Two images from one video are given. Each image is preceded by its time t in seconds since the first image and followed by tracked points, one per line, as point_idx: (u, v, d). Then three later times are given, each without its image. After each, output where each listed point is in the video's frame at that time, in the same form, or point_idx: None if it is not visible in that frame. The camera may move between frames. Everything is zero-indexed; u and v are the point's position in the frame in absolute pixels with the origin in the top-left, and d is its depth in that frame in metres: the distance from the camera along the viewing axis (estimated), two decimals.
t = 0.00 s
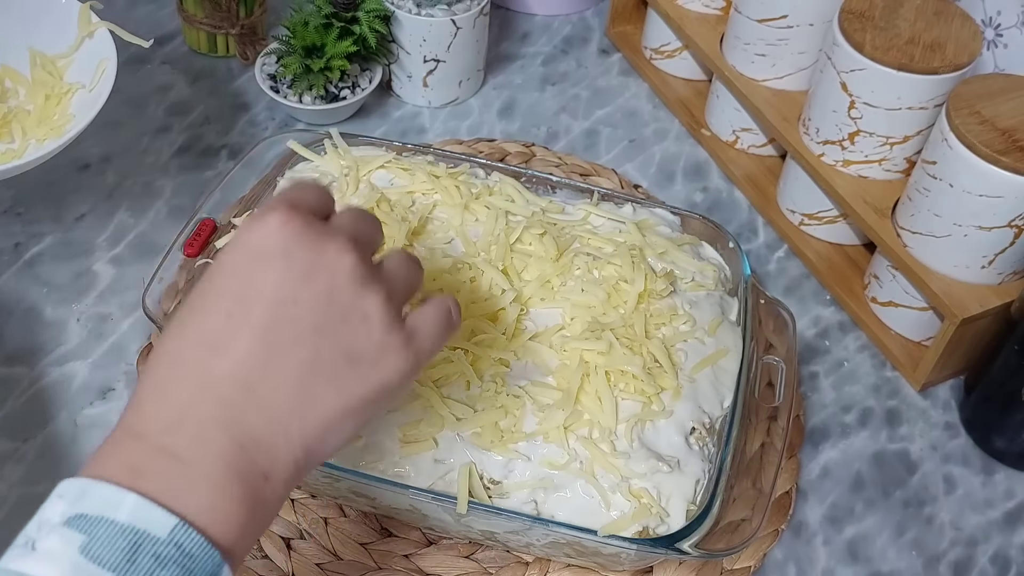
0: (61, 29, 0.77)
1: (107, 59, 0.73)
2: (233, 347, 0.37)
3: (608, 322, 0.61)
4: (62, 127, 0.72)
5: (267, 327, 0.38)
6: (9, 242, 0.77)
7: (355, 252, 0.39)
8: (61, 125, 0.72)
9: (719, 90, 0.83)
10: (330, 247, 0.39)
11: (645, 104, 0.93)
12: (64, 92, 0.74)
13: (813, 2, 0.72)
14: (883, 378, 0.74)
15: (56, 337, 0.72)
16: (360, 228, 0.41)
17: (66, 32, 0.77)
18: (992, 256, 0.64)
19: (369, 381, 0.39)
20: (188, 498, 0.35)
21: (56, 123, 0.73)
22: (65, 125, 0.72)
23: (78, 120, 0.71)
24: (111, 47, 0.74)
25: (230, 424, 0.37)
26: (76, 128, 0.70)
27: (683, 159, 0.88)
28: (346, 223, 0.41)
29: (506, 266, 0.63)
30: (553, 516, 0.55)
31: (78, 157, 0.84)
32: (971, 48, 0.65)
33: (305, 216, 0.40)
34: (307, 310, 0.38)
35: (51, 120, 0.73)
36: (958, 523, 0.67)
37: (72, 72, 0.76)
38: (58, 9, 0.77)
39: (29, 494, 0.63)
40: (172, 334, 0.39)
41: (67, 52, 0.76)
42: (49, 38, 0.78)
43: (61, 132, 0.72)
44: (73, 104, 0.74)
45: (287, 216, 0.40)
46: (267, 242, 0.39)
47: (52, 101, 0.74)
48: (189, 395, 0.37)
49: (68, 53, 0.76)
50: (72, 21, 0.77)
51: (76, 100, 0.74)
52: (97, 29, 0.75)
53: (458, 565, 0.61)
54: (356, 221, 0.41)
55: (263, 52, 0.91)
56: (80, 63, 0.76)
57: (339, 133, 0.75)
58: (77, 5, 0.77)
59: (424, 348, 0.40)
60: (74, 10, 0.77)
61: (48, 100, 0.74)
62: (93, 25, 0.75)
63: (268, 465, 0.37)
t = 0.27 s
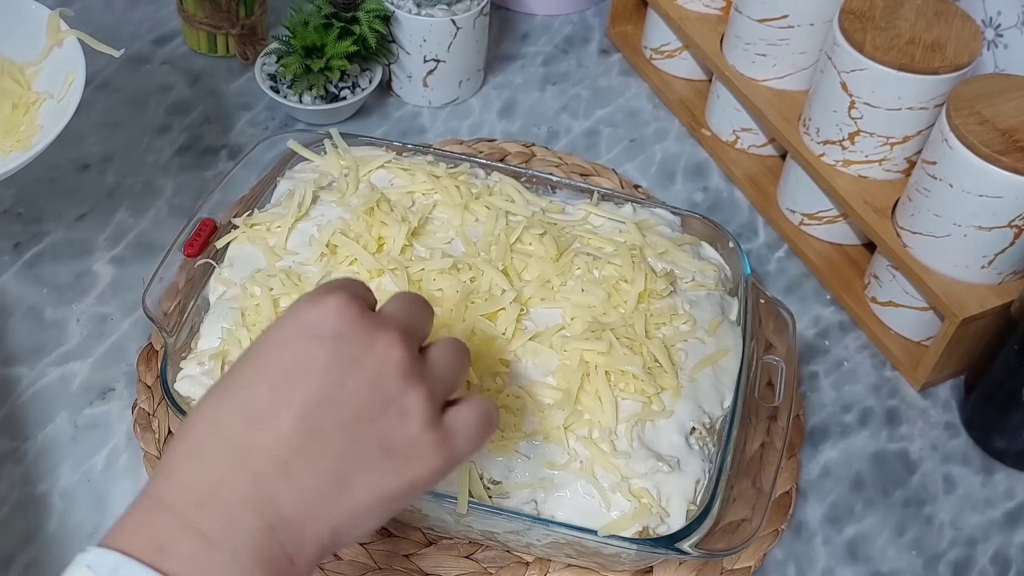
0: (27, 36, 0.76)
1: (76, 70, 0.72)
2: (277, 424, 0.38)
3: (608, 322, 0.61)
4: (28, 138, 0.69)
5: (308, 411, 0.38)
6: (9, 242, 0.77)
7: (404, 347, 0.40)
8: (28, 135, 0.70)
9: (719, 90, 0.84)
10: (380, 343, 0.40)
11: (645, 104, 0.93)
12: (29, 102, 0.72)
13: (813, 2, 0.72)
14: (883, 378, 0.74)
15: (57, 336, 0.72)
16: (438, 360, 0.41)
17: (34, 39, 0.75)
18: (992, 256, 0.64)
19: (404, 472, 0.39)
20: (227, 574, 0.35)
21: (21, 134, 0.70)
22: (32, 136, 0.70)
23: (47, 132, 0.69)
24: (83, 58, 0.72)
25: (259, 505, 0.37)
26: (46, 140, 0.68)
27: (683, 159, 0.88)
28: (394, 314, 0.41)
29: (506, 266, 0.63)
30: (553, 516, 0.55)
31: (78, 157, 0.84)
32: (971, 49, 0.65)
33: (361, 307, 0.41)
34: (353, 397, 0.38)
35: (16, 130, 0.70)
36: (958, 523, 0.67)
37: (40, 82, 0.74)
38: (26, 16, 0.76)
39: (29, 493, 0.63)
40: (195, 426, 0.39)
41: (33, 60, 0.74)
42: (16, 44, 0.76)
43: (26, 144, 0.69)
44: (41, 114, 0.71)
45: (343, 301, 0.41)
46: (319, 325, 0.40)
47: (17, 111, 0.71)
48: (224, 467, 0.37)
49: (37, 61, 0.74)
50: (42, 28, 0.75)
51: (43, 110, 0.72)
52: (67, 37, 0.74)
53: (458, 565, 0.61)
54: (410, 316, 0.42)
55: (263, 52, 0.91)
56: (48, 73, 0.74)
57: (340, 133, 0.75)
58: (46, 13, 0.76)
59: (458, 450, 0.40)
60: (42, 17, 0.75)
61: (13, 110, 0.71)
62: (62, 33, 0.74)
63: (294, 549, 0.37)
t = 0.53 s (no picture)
0: (30, 34, 0.75)
1: (76, 69, 0.71)
2: None
3: (608, 322, 0.61)
4: (29, 137, 0.69)
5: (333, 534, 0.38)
6: (9, 242, 0.77)
7: (413, 482, 0.32)
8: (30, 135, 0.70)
9: (719, 90, 0.84)
10: (438, 555, 0.31)
11: (645, 104, 0.93)
12: (31, 101, 0.72)
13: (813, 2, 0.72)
14: (883, 378, 0.74)
15: (57, 336, 0.72)
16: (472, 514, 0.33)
17: (36, 37, 0.75)
18: (992, 256, 0.64)
19: None
20: None
21: (23, 133, 0.70)
22: (33, 135, 0.70)
23: (49, 132, 0.69)
24: (83, 56, 0.72)
25: None
26: (46, 141, 0.68)
27: (683, 159, 0.88)
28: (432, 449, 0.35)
29: (506, 266, 0.63)
30: (554, 516, 0.55)
31: (78, 157, 0.84)
32: (971, 49, 0.65)
33: (438, 493, 0.32)
34: None
35: (16, 129, 0.70)
36: (958, 523, 0.67)
37: (42, 79, 0.74)
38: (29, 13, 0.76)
39: (29, 493, 0.63)
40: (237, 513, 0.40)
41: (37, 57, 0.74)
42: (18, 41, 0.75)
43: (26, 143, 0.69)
44: (42, 113, 0.71)
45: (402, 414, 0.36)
46: (368, 466, 0.33)
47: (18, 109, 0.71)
48: None
49: (39, 59, 0.74)
50: (43, 26, 0.75)
51: (44, 109, 0.71)
52: (69, 36, 0.73)
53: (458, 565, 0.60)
54: (488, 519, 0.34)
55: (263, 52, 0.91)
56: (50, 71, 0.73)
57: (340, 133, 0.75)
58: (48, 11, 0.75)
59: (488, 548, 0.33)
60: (45, 15, 0.75)
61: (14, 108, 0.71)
62: (64, 32, 0.74)
63: None
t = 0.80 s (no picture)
0: (41, 34, 0.75)
1: (88, 73, 0.71)
2: (320, 501, 0.38)
3: (608, 322, 0.61)
4: (40, 140, 0.70)
5: (354, 495, 0.38)
6: (9, 242, 0.77)
7: (457, 447, 0.39)
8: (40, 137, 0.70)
9: (719, 90, 0.84)
10: (453, 500, 0.39)
11: (646, 104, 0.93)
12: (44, 103, 0.72)
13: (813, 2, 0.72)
14: (883, 378, 0.74)
15: (57, 336, 0.72)
16: (496, 467, 0.41)
17: (48, 38, 0.75)
18: (992, 256, 0.64)
19: None
20: None
21: (33, 135, 0.70)
22: (44, 138, 0.70)
23: (59, 134, 0.69)
24: (95, 60, 0.72)
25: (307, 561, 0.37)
26: (54, 144, 0.68)
27: (683, 159, 0.88)
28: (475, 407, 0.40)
29: (506, 265, 0.63)
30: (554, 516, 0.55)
31: (78, 157, 0.84)
32: (972, 49, 0.65)
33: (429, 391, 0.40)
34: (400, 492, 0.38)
35: (27, 131, 0.70)
36: (958, 522, 0.67)
37: (54, 81, 0.74)
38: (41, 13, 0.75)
39: (29, 493, 0.63)
40: (242, 465, 0.39)
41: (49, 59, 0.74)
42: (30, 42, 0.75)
43: (39, 146, 0.69)
44: (54, 116, 0.71)
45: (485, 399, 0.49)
46: (381, 412, 0.39)
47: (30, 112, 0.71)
48: (260, 539, 0.37)
49: (51, 61, 0.74)
50: (56, 27, 0.75)
51: (56, 111, 0.71)
52: (82, 39, 0.73)
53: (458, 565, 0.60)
54: (509, 471, 0.41)
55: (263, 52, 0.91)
56: (62, 73, 0.73)
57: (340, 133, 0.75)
58: (61, 12, 0.75)
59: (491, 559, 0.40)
60: (57, 16, 0.75)
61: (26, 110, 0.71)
62: (77, 34, 0.73)
63: None
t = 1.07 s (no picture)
0: (64, 45, 0.75)
1: (110, 83, 0.71)
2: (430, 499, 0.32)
3: (607, 322, 0.61)
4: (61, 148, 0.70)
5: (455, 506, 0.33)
6: (9, 242, 0.77)
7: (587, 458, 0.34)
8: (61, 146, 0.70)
9: (719, 90, 0.84)
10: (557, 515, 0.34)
11: (645, 104, 0.93)
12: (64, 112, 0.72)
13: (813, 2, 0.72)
14: (882, 377, 0.74)
15: (57, 336, 0.72)
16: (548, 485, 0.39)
17: (70, 49, 0.75)
18: (992, 256, 0.64)
19: None
20: None
21: (54, 143, 0.70)
22: (65, 147, 0.70)
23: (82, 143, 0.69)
24: (117, 71, 0.72)
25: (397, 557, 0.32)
26: (77, 153, 0.68)
27: (683, 159, 0.88)
28: (481, 464, 0.42)
29: (506, 266, 0.63)
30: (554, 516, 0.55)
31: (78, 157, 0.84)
32: (971, 49, 0.65)
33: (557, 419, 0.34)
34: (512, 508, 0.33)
35: (48, 138, 0.70)
36: (957, 522, 0.67)
37: (74, 90, 0.73)
38: (63, 23, 0.75)
39: (29, 492, 0.63)
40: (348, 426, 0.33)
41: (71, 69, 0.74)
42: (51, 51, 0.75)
43: (60, 155, 0.70)
44: (75, 124, 0.72)
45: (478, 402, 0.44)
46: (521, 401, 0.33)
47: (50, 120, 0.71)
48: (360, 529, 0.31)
49: (72, 70, 0.74)
50: (78, 38, 0.74)
51: (77, 120, 0.72)
52: (104, 50, 0.73)
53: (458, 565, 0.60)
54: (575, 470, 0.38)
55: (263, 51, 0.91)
56: (82, 83, 0.73)
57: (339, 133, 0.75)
58: (83, 24, 0.74)
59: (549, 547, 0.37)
60: (79, 26, 0.74)
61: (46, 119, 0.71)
62: (99, 45, 0.73)
63: None
